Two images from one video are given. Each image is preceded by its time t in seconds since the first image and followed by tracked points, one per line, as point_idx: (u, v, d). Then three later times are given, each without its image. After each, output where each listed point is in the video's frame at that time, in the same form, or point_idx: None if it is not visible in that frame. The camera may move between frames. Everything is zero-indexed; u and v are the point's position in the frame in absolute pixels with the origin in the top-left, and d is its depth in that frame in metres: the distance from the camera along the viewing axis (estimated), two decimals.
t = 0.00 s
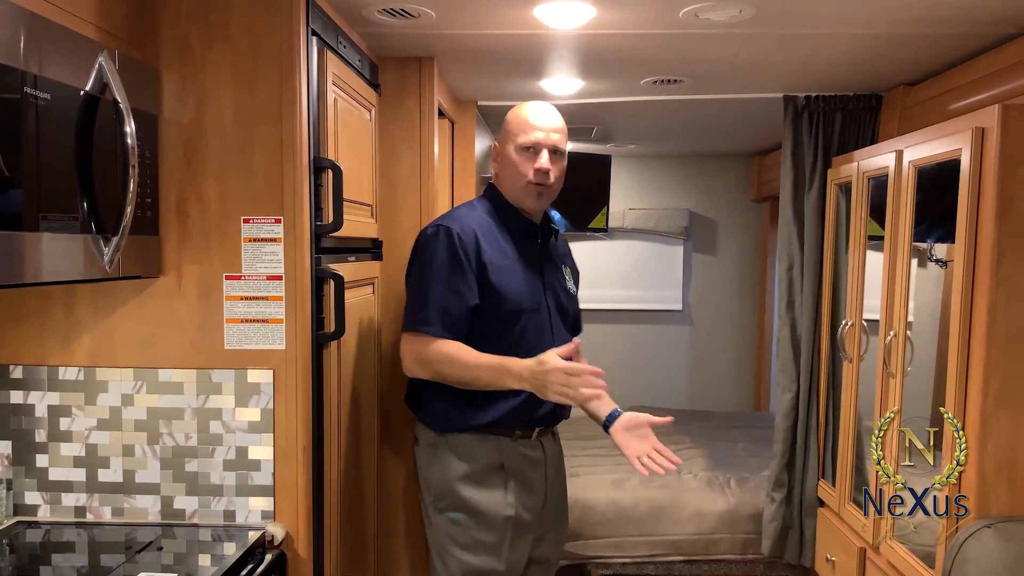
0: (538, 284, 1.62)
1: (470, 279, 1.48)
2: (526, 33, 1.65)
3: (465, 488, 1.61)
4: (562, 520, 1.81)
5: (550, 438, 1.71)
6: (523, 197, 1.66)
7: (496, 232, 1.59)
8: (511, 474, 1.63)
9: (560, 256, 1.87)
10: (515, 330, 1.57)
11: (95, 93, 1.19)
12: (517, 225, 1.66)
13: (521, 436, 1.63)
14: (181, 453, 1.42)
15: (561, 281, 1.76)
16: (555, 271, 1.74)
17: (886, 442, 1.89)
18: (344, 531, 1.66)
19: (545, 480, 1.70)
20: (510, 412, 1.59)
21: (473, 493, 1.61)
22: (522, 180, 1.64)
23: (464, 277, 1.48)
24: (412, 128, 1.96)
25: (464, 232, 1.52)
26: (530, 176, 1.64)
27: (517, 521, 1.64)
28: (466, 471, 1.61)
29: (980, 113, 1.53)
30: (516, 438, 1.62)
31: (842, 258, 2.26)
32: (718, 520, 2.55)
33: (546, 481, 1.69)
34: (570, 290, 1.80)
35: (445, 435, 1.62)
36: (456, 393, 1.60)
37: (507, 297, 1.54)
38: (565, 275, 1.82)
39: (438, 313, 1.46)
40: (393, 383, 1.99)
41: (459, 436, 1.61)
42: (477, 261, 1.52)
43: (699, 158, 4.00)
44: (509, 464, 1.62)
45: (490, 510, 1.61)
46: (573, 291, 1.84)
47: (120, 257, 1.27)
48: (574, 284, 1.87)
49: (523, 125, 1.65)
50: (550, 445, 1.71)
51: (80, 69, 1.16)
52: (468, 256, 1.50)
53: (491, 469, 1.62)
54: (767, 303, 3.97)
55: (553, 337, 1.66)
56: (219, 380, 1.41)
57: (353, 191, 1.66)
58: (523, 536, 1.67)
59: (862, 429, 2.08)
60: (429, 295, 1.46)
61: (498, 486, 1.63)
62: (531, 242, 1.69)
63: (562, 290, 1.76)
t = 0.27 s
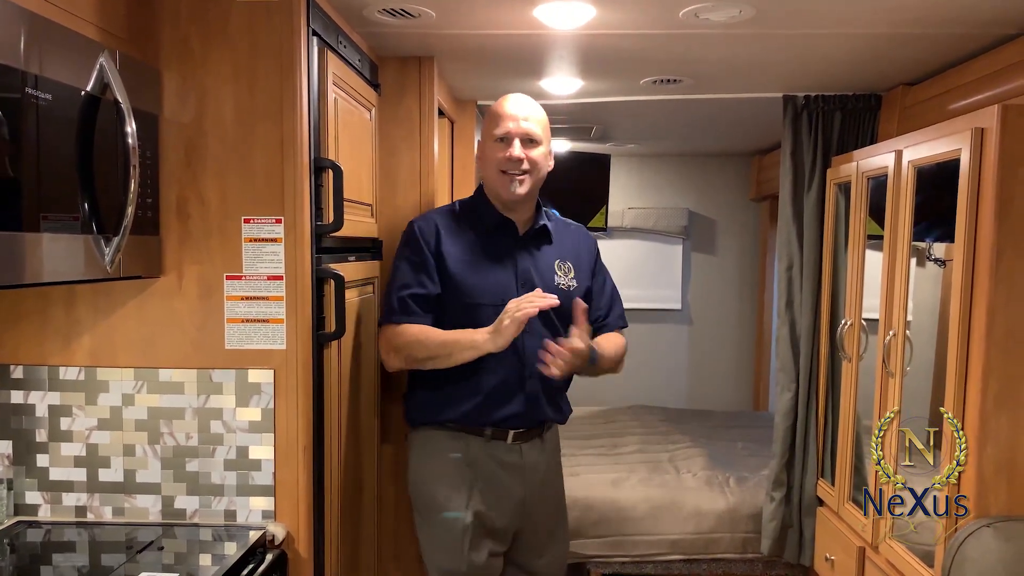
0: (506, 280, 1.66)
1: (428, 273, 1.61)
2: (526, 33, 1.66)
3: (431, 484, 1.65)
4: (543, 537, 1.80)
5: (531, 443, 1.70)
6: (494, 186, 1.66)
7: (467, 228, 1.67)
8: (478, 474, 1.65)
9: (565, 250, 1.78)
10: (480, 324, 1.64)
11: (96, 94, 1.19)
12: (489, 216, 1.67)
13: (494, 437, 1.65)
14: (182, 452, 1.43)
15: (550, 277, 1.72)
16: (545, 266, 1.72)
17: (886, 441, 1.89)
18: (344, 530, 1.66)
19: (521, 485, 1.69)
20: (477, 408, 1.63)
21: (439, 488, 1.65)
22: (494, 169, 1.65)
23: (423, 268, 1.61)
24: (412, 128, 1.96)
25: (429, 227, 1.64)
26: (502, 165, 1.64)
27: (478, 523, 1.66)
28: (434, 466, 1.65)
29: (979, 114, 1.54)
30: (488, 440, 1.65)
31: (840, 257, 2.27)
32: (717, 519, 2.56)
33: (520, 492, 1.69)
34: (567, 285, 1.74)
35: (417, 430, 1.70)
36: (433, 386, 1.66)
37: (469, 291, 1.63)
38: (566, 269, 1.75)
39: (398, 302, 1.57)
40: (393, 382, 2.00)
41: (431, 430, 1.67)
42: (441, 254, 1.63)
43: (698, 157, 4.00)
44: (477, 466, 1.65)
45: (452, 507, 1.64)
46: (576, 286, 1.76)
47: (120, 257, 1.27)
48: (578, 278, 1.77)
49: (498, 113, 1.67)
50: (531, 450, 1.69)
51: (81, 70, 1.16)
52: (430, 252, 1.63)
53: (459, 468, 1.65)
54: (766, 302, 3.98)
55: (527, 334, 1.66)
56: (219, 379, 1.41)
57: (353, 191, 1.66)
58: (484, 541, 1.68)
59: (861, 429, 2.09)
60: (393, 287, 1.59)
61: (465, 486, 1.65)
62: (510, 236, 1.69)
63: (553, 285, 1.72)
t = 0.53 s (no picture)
0: (487, 282, 1.62)
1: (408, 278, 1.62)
2: (529, 32, 1.66)
3: (416, 486, 1.64)
4: (544, 548, 1.68)
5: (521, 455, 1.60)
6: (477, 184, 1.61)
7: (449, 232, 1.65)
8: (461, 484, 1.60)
9: (557, 246, 1.67)
10: (457, 328, 1.62)
11: (99, 93, 1.19)
12: (473, 216, 1.63)
13: (476, 442, 1.59)
14: (184, 452, 1.43)
15: (535, 277, 1.63)
16: (530, 264, 1.63)
17: (886, 441, 1.90)
18: (346, 530, 1.66)
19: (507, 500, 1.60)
20: (455, 414, 1.59)
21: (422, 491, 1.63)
22: (478, 167, 1.60)
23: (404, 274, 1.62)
24: (413, 127, 1.96)
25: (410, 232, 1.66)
26: (484, 162, 1.59)
27: (457, 529, 1.62)
28: (419, 470, 1.63)
29: (981, 113, 1.54)
30: (469, 445, 1.59)
31: (842, 256, 2.27)
32: (718, 518, 2.56)
33: (505, 500, 1.60)
34: (554, 284, 1.63)
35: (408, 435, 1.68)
36: (422, 392, 1.63)
37: (447, 295, 1.62)
38: (554, 266, 1.64)
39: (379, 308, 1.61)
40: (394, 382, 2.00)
41: (421, 434, 1.64)
42: (421, 259, 1.63)
43: (699, 157, 4.00)
44: (462, 476, 1.60)
45: (436, 512, 1.61)
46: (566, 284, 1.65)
47: (123, 257, 1.27)
48: (569, 277, 1.65)
49: (481, 108, 1.61)
50: (520, 462, 1.60)
51: (85, 69, 1.15)
52: (408, 257, 1.63)
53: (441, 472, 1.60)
54: (767, 301, 3.99)
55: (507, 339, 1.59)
56: (222, 379, 1.41)
57: (355, 190, 1.66)
58: (468, 547, 1.63)
59: (863, 428, 2.09)
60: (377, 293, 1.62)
61: (446, 491, 1.61)
62: (491, 238, 1.63)
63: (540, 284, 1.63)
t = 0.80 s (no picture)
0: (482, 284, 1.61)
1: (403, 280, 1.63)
2: (531, 33, 1.66)
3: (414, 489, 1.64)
4: (544, 552, 1.65)
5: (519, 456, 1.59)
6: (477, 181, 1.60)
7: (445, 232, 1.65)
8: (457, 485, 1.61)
9: (555, 245, 1.64)
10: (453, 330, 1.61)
11: (103, 95, 1.19)
12: (468, 214, 1.62)
13: (472, 443, 1.59)
14: (188, 453, 1.43)
15: (530, 278, 1.61)
16: (526, 264, 1.61)
17: (886, 441, 1.92)
18: (349, 530, 1.66)
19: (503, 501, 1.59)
20: (451, 415, 1.59)
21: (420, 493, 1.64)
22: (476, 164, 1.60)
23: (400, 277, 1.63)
24: (415, 127, 1.96)
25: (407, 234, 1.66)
26: (481, 160, 1.59)
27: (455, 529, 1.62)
28: (417, 472, 1.64)
29: (984, 114, 1.54)
30: (464, 445, 1.59)
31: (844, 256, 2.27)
32: (720, 518, 2.56)
33: (502, 500, 1.59)
34: (550, 284, 1.61)
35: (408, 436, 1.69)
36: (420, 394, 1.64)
37: (443, 296, 1.62)
38: (551, 265, 1.62)
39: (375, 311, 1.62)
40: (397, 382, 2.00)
41: (421, 435, 1.65)
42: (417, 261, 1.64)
43: (700, 156, 4.00)
44: (458, 477, 1.60)
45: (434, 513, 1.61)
46: (562, 284, 1.62)
47: (127, 258, 1.27)
48: (566, 277, 1.62)
49: (478, 106, 1.61)
50: (518, 463, 1.59)
51: (89, 71, 1.16)
52: (404, 259, 1.63)
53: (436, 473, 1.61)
54: (768, 301, 3.99)
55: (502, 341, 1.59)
56: (226, 380, 1.41)
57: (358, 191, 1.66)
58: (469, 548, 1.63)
59: (864, 429, 2.09)
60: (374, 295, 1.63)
61: (444, 492, 1.61)
62: (486, 238, 1.63)
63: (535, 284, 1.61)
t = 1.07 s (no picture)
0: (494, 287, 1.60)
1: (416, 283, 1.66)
2: (533, 34, 1.66)
3: (426, 488, 1.64)
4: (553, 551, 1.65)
5: (528, 457, 1.58)
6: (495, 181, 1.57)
7: (458, 236, 1.65)
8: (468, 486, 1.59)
9: (571, 251, 1.62)
10: (463, 334, 1.61)
11: (106, 97, 1.19)
12: (483, 215, 1.60)
13: (483, 444, 1.58)
14: (190, 454, 1.43)
15: (541, 282, 1.59)
16: (540, 270, 1.60)
17: (886, 441, 1.92)
18: (350, 532, 1.66)
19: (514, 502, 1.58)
20: (462, 419, 1.58)
21: (432, 493, 1.63)
22: (493, 163, 1.57)
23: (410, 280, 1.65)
24: (417, 128, 1.97)
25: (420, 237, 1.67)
26: (500, 159, 1.56)
27: (466, 530, 1.62)
28: (429, 471, 1.64)
29: (984, 116, 1.54)
30: (476, 446, 1.59)
31: (844, 257, 2.27)
32: (720, 519, 2.56)
33: (513, 501, 1.58)
34: (564, 290, 1.59)
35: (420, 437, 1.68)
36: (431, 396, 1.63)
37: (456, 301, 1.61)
38: (564, 270, 1.60)
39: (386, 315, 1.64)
40: (398, 384, 2.01)
41: (432, 435, 1.65)
42: (429, 265, 1.65)
43: (700, 157, 4.00)
44: (468, 478, 1.59)
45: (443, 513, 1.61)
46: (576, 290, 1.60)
47: (130, 260, 1.27)
48: (578, 283, 1.60)
49: (496, 105, 1.58)
50: (526, 463, 1.58)
51: (91, 74, 1.16)
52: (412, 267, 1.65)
53: (449, 473, 1.61)
54: (768, 301, 3.99)
55: (512, 344, 1.58)
56: (227, 381, 1.42)
57: (359, 192, 1.66)
58: (479, 548, 1.62)
59: (865, 430, 2.10)
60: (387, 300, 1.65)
61: (455, 492, 1.61)
62: (498, 242, 1.61)
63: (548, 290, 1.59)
